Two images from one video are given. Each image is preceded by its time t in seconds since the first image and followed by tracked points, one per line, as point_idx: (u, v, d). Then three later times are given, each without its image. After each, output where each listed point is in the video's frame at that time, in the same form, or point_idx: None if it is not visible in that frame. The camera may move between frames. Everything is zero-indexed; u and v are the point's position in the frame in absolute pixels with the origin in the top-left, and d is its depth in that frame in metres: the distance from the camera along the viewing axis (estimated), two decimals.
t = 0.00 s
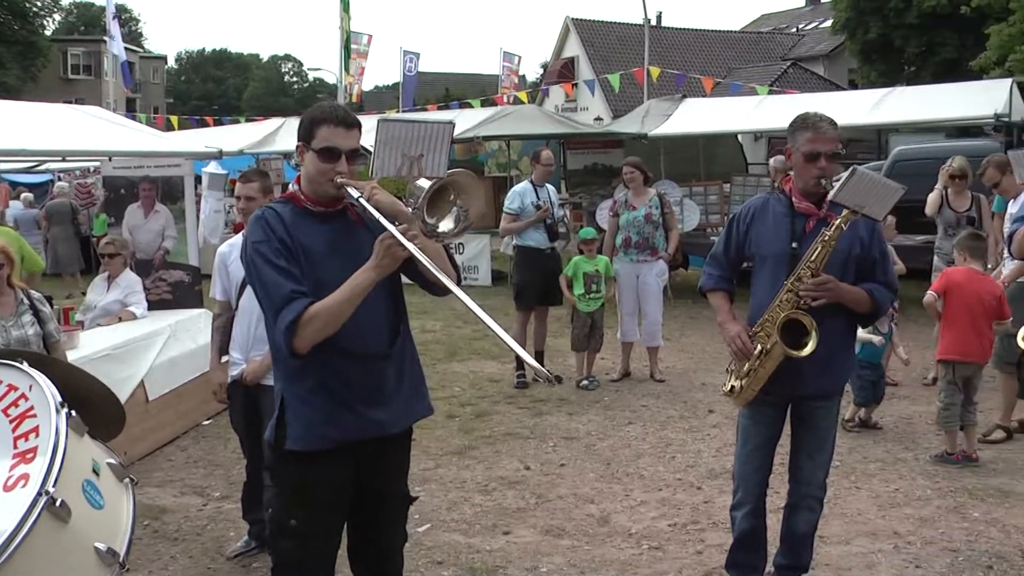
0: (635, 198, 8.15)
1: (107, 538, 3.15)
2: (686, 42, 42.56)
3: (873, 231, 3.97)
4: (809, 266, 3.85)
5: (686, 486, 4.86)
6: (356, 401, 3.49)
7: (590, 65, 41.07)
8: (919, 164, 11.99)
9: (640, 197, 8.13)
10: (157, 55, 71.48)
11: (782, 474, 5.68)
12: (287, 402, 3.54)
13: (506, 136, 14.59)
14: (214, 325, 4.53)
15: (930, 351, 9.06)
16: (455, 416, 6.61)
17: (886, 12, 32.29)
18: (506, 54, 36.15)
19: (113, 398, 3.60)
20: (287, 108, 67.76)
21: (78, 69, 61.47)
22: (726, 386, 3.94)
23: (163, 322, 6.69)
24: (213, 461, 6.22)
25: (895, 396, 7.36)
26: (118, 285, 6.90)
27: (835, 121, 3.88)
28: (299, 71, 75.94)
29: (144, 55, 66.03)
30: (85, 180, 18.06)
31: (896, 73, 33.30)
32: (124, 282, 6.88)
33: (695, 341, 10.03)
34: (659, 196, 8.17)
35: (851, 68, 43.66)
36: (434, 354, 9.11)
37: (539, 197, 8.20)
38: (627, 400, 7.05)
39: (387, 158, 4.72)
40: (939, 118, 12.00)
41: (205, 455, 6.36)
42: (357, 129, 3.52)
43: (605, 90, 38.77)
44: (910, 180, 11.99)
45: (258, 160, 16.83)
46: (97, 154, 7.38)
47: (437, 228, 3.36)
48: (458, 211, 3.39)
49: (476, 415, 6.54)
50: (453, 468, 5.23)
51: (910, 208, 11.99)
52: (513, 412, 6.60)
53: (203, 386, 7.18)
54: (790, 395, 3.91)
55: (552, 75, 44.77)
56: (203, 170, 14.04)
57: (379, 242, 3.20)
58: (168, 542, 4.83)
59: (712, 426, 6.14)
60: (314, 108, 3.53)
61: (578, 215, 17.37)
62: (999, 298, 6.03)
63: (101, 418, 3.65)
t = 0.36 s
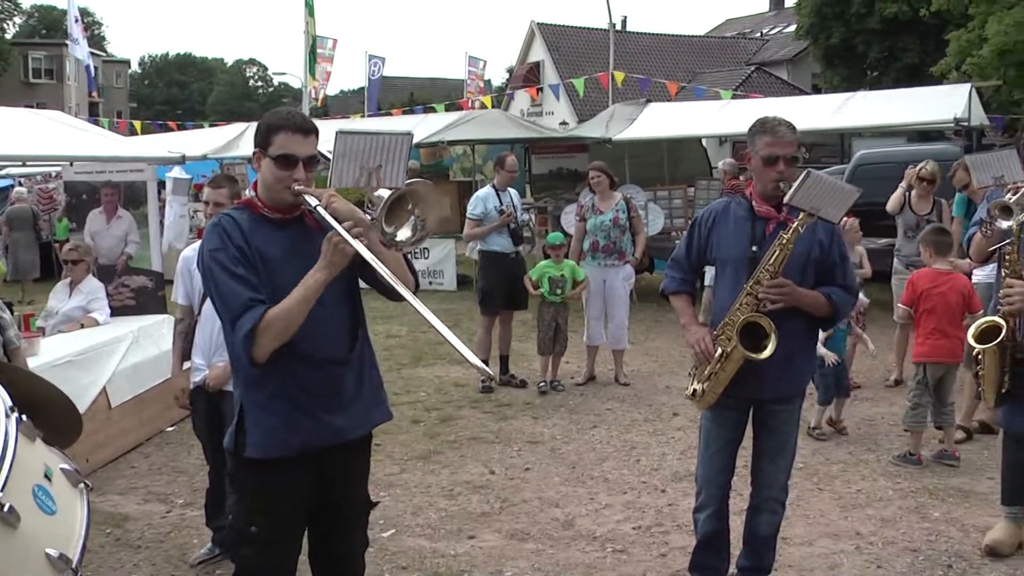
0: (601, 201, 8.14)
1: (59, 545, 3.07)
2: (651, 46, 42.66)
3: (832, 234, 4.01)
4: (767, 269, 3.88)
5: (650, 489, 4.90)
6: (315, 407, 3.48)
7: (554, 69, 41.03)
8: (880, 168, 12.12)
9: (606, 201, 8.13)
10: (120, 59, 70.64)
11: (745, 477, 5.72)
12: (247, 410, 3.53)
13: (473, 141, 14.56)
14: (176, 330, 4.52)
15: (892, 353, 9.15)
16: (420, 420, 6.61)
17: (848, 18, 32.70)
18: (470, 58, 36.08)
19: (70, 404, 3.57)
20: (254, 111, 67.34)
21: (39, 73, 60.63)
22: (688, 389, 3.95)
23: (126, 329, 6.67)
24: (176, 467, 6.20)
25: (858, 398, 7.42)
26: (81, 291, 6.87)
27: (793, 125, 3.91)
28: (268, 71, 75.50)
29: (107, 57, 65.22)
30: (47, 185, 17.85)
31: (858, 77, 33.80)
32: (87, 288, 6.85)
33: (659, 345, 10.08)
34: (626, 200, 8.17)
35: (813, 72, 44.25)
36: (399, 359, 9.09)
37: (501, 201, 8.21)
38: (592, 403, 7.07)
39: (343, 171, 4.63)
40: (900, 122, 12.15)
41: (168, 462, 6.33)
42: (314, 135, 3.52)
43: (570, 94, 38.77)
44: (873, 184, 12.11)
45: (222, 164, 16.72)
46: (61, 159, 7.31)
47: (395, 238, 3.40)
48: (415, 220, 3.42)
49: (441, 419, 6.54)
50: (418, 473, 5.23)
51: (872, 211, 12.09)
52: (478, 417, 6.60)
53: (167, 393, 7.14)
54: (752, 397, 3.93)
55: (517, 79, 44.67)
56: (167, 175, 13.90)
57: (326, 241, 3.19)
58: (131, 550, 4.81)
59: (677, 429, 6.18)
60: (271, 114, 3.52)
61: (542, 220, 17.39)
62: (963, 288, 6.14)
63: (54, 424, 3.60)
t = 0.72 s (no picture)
0: (567, 200, 8.15)
1: (12, 549, 3.03)
2: (616, 45, 42.61)
3: (793, 232, 4.04)
4: (729, 268, 3.89)
5: (614, 486, 4.93)
6: (276, 408, 3.46)
7: (520, 67, 40.94)
8: (844, 165, 12.22)
9: (571, 201, 8.14)
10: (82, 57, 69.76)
11: (707, 474, 5.76)
12: (207, 409, 3.49)
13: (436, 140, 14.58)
14: (138, 330, 4.51)
15: (853, 349, 9.25)
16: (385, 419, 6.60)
17: (811, 17, 32.94)
18: (434, 57, 35.98)
19: (26, 403, 3.54)
20: (220, 110, 66.83)
21: None
22: (650, 386, 3.97)
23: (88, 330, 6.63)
24: (139, 469, 6.18)
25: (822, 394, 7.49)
26: (41, 292, 6.81)
27: (755, 124, 3.92)
28: (231, 69, 74.83)
29: (70, 56, 64.38)
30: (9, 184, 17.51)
31: (821, 75, 33.98)
32: (47, 288, 6.80)
33: (624, 343, 10.12)
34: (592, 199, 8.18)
35: (777, 71, 44.57)
36: (363, 358, 9.06)
37: (463, 200, 8.18)
38: (557, 401, 7.11)
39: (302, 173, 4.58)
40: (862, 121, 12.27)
41: (131, 464, 6.31)
42: (273, 135, 3.49)
43: (535, 93, 38.72)
44: (838, 181, 12.21)
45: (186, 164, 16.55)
46: (23, 158, 7.24)
47: (354, 239, 3.39)
48: (373, 222, 3.39)
49: (405, 418, 6.55)
50: (383, 472, 5.24)
51: (831, 209, 12.16)
52: (443, 416, 6.61)
53: (130, 395, 7.10)
54: (713, 394, 3.95)
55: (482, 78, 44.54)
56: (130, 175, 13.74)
57: (308, 266, 3.19)
58: (93, 552, 4.79)
59: (641, 427, 6.22)
60: (229, 113, 3.48)
61: (507, 218, 17.40)
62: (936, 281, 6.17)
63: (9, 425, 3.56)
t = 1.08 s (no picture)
0: (533, 203, 8.15)
1: None
2: (582, 48, 42.73)
3: (754, 233, 4.07)
4: (689, 269, 3.92)
5: (579, 487, 4.95)
6: (241, 410, 3.43)
7: (486, 70, 40.90)
8: (805, 167, 12.29)
9: (537, 204, 8.13)
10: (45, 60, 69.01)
11: (671, 474, 5.79)
12: (172, 413, 3.45)
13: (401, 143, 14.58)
14: (100, 335, 4.51)
15: (816, 349, 9.34)
16: (350, 422, 6.60)
17: (774, 20, 33.17)
18: (400, 60, 35.88)
19: None
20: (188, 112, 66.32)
21: None
22: (613, 388, 3.98)
23: (49, 336, 6.60)
24: (102, 474, 6.14)
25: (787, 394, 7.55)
26: None
27: (716, 126, 3.95)
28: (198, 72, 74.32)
29: (33, 57, 63.64)
30: None
31: (784, 78, 34.20)
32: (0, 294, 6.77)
33: (589, 344, 10.16)
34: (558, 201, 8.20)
35: (741, 73, 44.85)
36: (329, 362, 9.03)
37: (427, 203, 8.16)
38: (522, 403, 7.13)
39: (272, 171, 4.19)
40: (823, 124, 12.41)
41: (94, 469, 6.27)
42: (239, 137, 3.48)
43: (501, 95, 38.71)
44: (799, 183, 12.23)
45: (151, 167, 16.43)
46: None
47: (322, 238, 3.39)
48: (341, 221, 3.42)
49: (371, 421, 6.55)
50: (348, 476, 5.23)
51: (790, 210, 12.23)
52: (409, 418, 6.61)
53: (93, 399, 7.05)
54: (676, 395, 3.97)
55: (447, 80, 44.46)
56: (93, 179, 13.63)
57: (261, 251, 3.21)
58: (56, 559, 4.76)
59: (605, 428, 6.25)
60: (194, 116, 3.47)
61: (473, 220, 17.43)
62: (887, 281, 6.20)
63: None
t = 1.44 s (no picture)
0: (501, 206, 8.20)
1: None
2: (551, 50, 42.80)
3: (721, 236, 4.09)
4: (657, 271, 3.92)
5: (549, 489, 4.96)
6: (215, 412, 3.39)
7: (454, 73, 40.85)
8: (773, 168, 12.30)
9: (506, 207, 8.19)
10: (10, 64, 68.31)
11: (640, 475, 5.81)
12: (144, 418, 3.41)
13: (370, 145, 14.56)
14: (68, 341, 4.48)
15: (784, 349, 9.40)
16: (321, 427, 6.58)
17: (741, 21, 33.29)
18: (368, 63, 35.78)
19: None
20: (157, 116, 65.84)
21: None
22: (583, 389, 4.00)
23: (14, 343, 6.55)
24: (69, 482, 6.10)
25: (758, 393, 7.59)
26: None
27: (682, 128, 3.96)
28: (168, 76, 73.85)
29: None
30: None
31: (751, 79, 34.37)
32: None
33: (560, 346, 10.18)
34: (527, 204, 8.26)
35: (709, 74, 45.06)
36: (299, 366, 9.00)
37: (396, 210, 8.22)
38: (493, 406, 7.14)
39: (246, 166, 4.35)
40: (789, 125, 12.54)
41: (61, 477, 6.22)
42: (207, 140, 3.42)
43: (470, 97, 38.67)
44: (766, 184, 12.27)
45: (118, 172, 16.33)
46: None
47: (297, 236, 3.52)
48: (314, 218, 3.56)
49: (341, 425, 6.53)
50: (319, 480, 5.22)
51: (758, 211, 12.27)
52: (379, 422, 6.61)
53: (60, 406, 7.00)
54: (645, 396, 3.99)
55: (417, 84, 44.37)
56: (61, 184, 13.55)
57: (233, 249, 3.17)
58: (22, 569, 4.73)
59: (575, 429, 6.28)
60: (163, 120, 3.41)
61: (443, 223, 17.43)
62: (852, 285, 6.27)
63: None
